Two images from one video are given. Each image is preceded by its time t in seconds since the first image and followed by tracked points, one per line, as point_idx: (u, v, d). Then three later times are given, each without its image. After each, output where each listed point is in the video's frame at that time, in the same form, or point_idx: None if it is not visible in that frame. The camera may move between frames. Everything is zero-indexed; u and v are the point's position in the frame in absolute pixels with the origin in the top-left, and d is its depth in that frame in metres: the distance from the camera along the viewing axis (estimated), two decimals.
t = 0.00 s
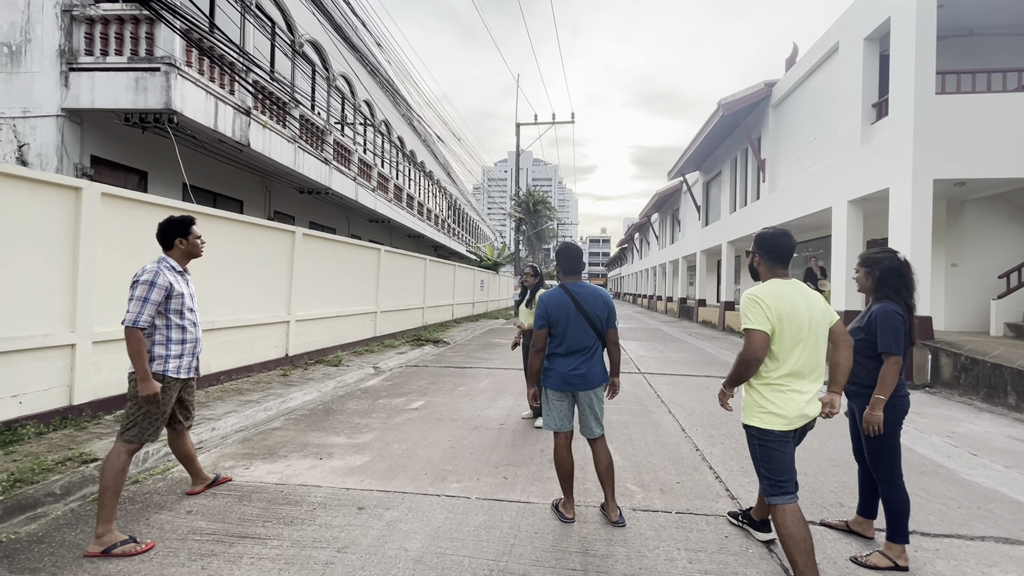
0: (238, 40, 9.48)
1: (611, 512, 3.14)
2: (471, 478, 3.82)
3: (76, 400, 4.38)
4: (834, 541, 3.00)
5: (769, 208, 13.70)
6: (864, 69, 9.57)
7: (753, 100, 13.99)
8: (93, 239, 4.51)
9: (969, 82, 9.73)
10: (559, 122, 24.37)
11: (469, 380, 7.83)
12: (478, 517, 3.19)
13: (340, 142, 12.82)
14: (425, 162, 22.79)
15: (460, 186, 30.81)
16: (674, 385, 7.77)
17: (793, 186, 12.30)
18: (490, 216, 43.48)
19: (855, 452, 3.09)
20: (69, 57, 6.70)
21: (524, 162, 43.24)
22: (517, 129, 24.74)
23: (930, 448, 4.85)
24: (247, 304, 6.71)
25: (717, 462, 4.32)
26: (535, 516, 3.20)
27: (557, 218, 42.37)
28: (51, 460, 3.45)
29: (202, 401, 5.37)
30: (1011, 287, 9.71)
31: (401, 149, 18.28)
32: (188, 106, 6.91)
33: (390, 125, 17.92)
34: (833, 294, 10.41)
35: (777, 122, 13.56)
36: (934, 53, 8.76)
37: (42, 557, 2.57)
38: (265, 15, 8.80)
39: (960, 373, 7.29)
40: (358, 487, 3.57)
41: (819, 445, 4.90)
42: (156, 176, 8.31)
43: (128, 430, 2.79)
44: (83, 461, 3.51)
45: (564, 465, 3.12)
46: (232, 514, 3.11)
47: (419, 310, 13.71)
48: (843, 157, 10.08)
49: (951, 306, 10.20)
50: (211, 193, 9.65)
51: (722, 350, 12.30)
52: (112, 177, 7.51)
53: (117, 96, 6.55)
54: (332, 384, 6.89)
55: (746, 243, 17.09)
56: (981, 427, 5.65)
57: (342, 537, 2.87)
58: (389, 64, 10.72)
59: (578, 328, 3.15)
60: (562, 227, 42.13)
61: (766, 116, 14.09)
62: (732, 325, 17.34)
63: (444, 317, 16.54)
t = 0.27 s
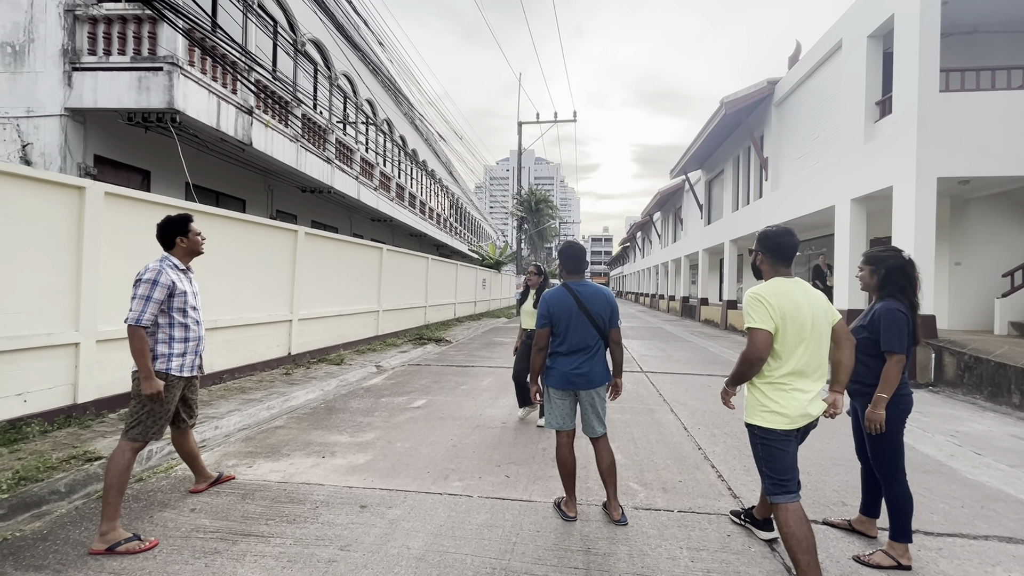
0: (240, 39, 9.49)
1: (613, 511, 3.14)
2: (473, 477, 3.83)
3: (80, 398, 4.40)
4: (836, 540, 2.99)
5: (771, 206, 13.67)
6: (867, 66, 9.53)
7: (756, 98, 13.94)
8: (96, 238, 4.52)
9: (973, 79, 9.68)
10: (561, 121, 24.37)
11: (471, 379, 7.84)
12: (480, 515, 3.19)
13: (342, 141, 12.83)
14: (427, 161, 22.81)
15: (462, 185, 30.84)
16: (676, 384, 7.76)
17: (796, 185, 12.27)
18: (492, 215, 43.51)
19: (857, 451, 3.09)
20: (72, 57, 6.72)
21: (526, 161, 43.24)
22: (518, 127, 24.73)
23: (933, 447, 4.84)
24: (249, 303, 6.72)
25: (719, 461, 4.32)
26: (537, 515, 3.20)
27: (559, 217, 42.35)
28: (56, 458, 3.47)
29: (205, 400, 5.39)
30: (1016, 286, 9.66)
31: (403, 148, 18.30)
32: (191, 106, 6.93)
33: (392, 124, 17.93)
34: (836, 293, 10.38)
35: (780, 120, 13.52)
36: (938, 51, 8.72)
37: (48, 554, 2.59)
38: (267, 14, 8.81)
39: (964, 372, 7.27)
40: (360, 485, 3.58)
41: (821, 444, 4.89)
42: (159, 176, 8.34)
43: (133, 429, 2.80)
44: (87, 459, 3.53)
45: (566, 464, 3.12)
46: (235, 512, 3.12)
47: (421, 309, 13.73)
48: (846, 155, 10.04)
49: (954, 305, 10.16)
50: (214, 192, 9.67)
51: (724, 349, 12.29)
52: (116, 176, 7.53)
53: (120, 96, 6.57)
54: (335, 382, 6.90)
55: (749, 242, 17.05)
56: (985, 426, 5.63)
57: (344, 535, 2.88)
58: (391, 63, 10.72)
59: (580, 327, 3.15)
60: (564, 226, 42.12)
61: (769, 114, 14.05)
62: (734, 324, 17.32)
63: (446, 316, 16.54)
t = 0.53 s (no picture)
0: (241, 37, 9.48)
1: (615, 509, 3.14)
2: (475, 475, 3.83)
3: (83, 396, 4.41)
4: (838, 538, 2.99)
5: (773, 204, 13.64)
6: (871, 63, 9.48)
7: (758, 95, 13.89)
8: (98, 236, 4.53)
9: (977, 75, 9.63)
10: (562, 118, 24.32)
11: (473, 377, 7.84)
12: (482, 513, 3.20)
13: (343, 139, 12.83)
14: (428, 158, 22.81)
15: (463, 182, 30.82)
16: (678, 382, 7.75)
17: (798, 182, 12.23)
18: (494, 213, 43.51)
19: (859, 448, 3.08)
20: (73, 55, 6.71)
21: (528, 158, 43.19)
22: (519, 125, 24.70)
23: (936, 445, 4.83)
24: (251, 301, 6.73)
25: (721, 458, 4.31)
26: (539, 512, 3.21)
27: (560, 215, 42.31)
28: (59, 456, 3.49)
29: (208, 398, 5.40)
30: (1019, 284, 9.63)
31: (404, 146, 18.29)
32: (192, 104, 6.92)
33: (393, 121, 17.92)
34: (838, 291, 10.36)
35: (782, 117, 13.47)
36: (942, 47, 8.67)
37: (51, 551, 2.60)
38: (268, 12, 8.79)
39: (967, 370, 7.26)
40: (363, 483, 3.59)
41: (823, 441, 4.88)
42: (161, 174, 8.34)
43: (136, 426, 2.81)
44: (90, 456, 3.54)
45: (568, 461, 3.12)
46: (237, 509, 3.13)
47: (423, 307, 13.75)
48: (849, 152, 10.00)
49: (957, 303, 10.12)
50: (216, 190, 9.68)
51: (726, 347, 12.28)
52: (117, 174, 7.54)
53: (121, 94, 6.57)
54: (337, 380, 6.91)
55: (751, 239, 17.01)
56: (988, 424, 5.62)
57: (346, 532, 2.88)
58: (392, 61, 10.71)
59: (583, 324, 3.14)
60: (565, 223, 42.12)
61: (771, 111, 13.99)
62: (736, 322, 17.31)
63: (447, 314, 16.55)
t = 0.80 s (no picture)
0: (241, 33, 9.45)
1: (615, 505, 3.14)
2: (476, 471, 3.84)
3: (85, 393, 4.42)
4: (839, 534, 3.00)
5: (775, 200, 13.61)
6: (873, 58, 9.44)
7: (759, 91, 13.83)
8: (99, 233, 4.52)
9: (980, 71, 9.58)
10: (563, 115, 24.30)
11: (473, 373, 7.85)
12: (483, 509, 3.20)
13: (343, 136, 12.81)
14: (429, 155, 22.78)
15: (463, 179, 30.78)
16: (679, 379, 7.75)
17: (799, 178, 12.20)
18: (494, 210, 43.47)
19: (860, 444, 3.08)
20: (72, 52, 6.70)
21: (528, 155, 43.13)
22: (520, 122, 24.64)
23: (937, 442, 4.82)
24: (252, 298, 6.73)
25: (722, 455, 4.32)
26: (540, 509, 3.21)
27: (561, 212, 42.21)
28: (61, 453, 3.49)
29: (209, 395, 5.41)
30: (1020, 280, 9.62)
31: (404, 143, 18.26)
32: (192, 100, 6.91)
33: (393, 118, 17.88)
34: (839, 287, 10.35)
35: (784, 113, 13.42)
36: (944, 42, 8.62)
37: (53, 547, 2.60)
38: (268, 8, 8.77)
39: (968, 366, 7.25)
40: (363, 480, 3.59)
41: (824, 438, 4.88)
42: (161, 171, 8.34)
43: (138, 422, 2.82)
44: (92, 453, 3.54)
45: (568, 458, 3.12)
46: (239, 505, 3.13)
47: (423, 304, 13.76)
48: (850, 148, 9.97)
49: (958, 299, 10.11)
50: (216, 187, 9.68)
51: (727, 344, 12.28)
52: (117, 171, 7.53)
53: (121, 91, 6.56)
54: (337, 377, 6.92)
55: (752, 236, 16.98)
56: (989, 421, 5.61)
57: (347, 529, 2.89)
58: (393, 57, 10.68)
59: (585, 320, 3.14)
60: (566, 220, 42.08)
61: (772, 107, 13.94)
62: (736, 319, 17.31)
63: (448, 311, 16.56)
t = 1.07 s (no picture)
0: (239, 29, 9.42)
1: (616, 501, 3.14)
2: (476, 468, 3.84)
3: (85, 390, 4.42)
4: (839, 530, 3.00)
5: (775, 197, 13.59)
6: (874, 54, 9.40)
7: (760, 87, 13.79)
8: (98, 230, 4.52)
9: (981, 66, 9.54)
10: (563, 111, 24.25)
11: (473, 370, 7.85)
12: (483, 506, 3.21)
13: (343, 133, 12.78)
14: (428, 152, 22.74)
15: (463, 176, 30.72)
16: (679, 375, 7.75)
17: (800, 175, 12.17)
18: (494, 207, 43.41)
19: (860, 441, 3.08)
20: (70, 48, 6.67)
21: (528, 152, 43.05)
22: (520, 118, 24.57)
23: (937, 438, 4.83)
24: (252, 295, 6.73)
25: (722, 452, 4.32)
26: (540, 505, 3.22)
27: (561, 208, 42.13)
28: (61, 450, 3.49)
29: (209, 392, 5.42)
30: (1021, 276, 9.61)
31: (404, 139, 18.22)
32: (191, 97, 6.88)
33: (393, 115, 17.84)
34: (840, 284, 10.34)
35: (785, 109, 13.38)
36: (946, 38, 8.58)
37: (54, 544, 2.61)
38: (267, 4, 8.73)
39: (968, 363, 7.25)
40: (364, 476, 3.60)
41: (824, 435, 4.88)
42: (160, 168, 8.32)
43: (138, 419, 2.83)
44: (92, 450, 3.55)
45: (569, 455, 3.12)
46: (239, 502, 3.14)
47: (424, 301, 13.75)
48: (851, 144, 9.94)
49: (959, 296, 10.11)
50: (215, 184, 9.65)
51: (727, 340, 12.28)
52: (117, 168, 7.52)
53: (120, 87, 6.53)
54: (338, 374, 6.92)
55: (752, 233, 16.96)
56: (988, 417, 5.62)
57: (347, 525, 2.89)
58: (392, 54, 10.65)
59: (586, 317, 3.14)
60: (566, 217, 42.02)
61: (773, 103, 13.90)
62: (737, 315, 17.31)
63: (448, 308, 16.56)
